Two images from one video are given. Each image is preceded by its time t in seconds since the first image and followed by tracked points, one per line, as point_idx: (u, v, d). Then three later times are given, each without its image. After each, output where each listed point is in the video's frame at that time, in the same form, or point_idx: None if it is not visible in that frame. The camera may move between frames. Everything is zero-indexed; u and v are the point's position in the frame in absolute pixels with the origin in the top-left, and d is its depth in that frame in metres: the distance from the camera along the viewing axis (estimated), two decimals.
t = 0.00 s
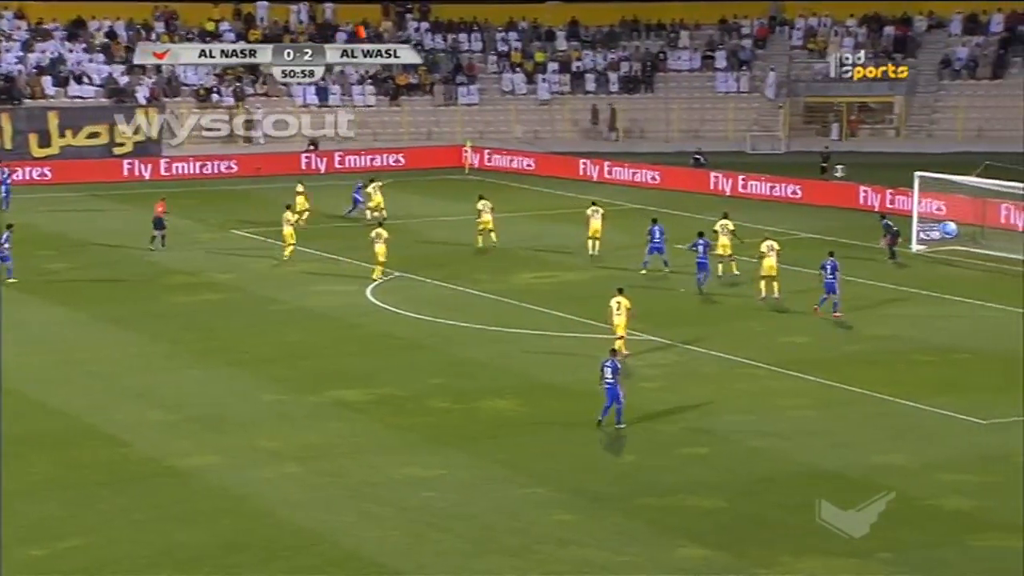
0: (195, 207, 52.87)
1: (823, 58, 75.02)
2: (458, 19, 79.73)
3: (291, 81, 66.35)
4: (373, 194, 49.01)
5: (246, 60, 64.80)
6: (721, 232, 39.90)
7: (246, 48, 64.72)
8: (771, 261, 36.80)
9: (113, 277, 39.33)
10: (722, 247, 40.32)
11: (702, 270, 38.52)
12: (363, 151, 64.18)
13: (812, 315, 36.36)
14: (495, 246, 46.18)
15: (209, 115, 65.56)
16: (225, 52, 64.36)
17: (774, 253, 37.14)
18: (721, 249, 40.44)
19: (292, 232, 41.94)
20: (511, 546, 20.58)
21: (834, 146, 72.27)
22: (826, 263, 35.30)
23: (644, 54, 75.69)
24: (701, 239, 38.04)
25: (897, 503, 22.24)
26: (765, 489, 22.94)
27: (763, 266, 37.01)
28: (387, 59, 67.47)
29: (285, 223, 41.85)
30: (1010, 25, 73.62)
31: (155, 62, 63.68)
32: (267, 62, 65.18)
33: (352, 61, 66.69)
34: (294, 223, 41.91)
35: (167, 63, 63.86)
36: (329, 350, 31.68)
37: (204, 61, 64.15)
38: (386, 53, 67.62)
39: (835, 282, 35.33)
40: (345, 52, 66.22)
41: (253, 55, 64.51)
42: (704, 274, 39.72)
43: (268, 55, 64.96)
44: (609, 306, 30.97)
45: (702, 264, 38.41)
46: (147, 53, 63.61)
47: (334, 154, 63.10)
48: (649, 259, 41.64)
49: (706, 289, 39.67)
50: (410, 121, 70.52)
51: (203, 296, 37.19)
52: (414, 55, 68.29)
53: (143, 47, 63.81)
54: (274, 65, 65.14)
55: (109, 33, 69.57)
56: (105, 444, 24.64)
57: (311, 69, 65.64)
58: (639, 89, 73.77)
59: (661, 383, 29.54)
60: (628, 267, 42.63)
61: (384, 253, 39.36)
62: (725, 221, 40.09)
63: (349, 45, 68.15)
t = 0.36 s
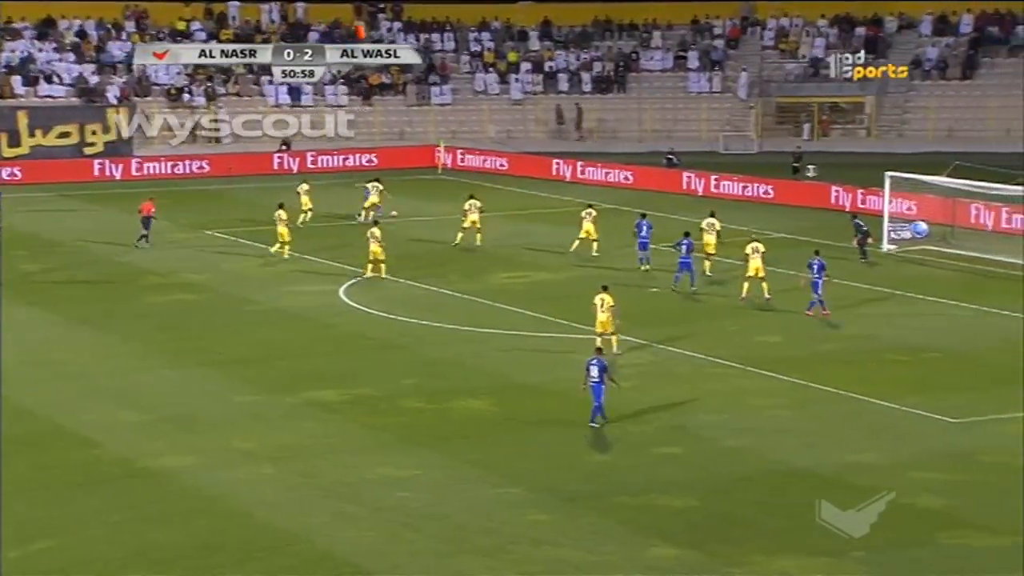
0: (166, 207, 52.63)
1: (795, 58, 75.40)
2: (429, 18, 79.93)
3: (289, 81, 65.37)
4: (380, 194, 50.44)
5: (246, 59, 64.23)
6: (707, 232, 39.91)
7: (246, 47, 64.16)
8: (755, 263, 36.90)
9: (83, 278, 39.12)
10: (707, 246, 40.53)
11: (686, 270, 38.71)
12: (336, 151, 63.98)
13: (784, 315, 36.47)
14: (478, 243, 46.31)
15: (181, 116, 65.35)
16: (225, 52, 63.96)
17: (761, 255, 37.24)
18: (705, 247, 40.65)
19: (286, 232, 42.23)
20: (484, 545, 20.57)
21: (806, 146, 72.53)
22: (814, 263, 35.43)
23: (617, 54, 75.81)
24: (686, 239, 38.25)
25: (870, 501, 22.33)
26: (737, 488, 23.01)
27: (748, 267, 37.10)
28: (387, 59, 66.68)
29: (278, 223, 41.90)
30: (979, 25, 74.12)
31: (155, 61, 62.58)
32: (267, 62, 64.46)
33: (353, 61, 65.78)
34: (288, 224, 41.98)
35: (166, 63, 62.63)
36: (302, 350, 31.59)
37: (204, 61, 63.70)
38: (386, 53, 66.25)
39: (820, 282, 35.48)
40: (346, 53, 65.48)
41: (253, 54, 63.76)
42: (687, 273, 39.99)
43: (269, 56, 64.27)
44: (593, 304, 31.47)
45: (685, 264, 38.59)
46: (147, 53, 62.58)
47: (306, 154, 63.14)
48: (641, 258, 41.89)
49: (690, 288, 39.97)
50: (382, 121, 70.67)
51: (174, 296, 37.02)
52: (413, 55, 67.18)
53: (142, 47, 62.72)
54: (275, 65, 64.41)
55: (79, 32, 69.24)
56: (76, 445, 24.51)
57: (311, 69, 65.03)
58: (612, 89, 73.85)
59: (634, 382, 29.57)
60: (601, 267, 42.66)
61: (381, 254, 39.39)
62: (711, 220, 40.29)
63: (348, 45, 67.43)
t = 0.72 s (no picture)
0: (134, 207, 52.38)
1: (765, 59, 75.42)
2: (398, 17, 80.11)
3: (291, 80, 68.28)
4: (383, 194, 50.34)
5: (245, 59, 66.59)
6: (689, 230, 40.72)
7: (246, 47, 66.53)
8: (739, 260, 37.43)
9: (50, 278, 38.89)
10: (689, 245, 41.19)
11: (668, 268, 39.22)
12: (306, 152, 64.20)
13: (754, 314, 36.62)
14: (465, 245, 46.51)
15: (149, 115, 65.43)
16: (225, 52, 66.20)
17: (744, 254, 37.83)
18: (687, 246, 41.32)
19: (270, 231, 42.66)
20: (455, 545, 20.57)
21: (775, 145, 72.84)
22: (796, 261, 35.80)
23: (587, 54, 75.96)
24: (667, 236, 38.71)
25: (840, 500, 22.45)
26: (707, 487, 23.09)
27: (731, 264, 37.67)
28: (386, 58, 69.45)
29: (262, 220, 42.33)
30: (946, 26, 74.70)
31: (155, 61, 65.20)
32: (267, 62, 66.97)
33: (352, 61, 68.71)
34: (273, 222, 42.33)
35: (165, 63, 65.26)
36: (272, 351, 31.50)
37: (205, 60, 66.00)
38: (385, 53, 69.53)
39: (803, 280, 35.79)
40: (344, 53, 68.23)
41: (253, 54, 66.36)
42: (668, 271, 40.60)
43: (268, 56, 66.89)
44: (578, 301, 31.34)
45: (667, 263, 39.10)
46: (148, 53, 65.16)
47: (276, 153, 63.13)
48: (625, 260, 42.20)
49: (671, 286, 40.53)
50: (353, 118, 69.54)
51: (142, 296, 36.84)
52: (414, 54, 70.86)
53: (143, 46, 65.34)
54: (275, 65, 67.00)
55: (46, 31, 69.07)
56: (44, 446, 24.36)
57: (311, 68, 67.51)
58: (582, 90, 74.11)
59: (605, 382, 29.62)
60: (572, 267, 42.73)
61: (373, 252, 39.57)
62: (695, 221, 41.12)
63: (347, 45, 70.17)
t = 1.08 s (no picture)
0: (98, 207, 52.00)
1: (732, 60, 75.75)
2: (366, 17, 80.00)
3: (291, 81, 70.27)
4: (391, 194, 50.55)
5: (245, 59, 69.03)
6: (677, 227, 41.18)
7: (246, 48, 68.88)
8: (719, 259, 37.56)
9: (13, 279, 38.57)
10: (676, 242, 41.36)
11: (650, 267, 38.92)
12: (272, 151, 63.90)
13: (720, 314, 36.74)
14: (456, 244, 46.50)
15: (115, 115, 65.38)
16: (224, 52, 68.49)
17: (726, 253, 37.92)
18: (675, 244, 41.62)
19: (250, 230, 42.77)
20: (423, 546, 20.53)
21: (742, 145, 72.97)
22: (781, 262, 35.93)
23: (555, 54, 75.87)
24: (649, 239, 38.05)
25: (806, 499, 22.55)
26: (674, 486, 23.14)
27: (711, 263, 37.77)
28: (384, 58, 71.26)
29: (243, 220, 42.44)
30: (911, 26, 74.99)
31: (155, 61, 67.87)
32: (267, 62, 69.31)
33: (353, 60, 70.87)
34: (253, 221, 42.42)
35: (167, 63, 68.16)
36: (239, 351, 31.35)
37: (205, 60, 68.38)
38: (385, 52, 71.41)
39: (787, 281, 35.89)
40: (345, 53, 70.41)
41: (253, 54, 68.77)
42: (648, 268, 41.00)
43: (268, 56, 69.22)
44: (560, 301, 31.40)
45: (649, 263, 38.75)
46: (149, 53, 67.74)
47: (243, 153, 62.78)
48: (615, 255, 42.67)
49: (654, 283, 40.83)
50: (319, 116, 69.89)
51: (107, 296, 36.63)
52: (414, 54, 72.16)
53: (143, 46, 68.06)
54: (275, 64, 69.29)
55: (10, 30, 68.69)
56: (8, 448, 24.16)
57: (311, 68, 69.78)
58: (550, 89, 73.96)
59: (572, 382, 29.64)
60: (540, 267, 42.74)
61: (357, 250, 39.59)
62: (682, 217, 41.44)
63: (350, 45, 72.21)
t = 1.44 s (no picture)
0: (68, 207, 51.71)
1: (702, 59, 75.87)
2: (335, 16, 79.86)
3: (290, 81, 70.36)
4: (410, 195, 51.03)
5: (246, 59, 68.58)
6: (664, 228, 42.09)
7: (246, 48, 68.50)
8: (715, 255, 38.09)
9: None
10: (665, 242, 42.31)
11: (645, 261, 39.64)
12: (243, 150, 63.75)
13: (692, 313, 36.85)
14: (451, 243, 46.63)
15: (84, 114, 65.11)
16: (225, 52, 68.02)
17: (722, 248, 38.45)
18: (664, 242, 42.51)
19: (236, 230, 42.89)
20: (395, 546, 20.51)
21: (713, 145, 73.22)
22: (772, 258, 36.10)
23: (526, 54, 75.79)
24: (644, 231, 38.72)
25: (778, 497, 22.64)
26: (647, 485, 23.20)
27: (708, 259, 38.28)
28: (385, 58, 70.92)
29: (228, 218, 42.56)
30: (880, 27, 75.22)
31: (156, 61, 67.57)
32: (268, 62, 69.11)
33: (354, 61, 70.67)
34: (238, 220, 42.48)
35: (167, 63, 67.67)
36: (210, 352, 31.24)
37: (205, 60, 67.69)
38: (386, 52, 71.16)
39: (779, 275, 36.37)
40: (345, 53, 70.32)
41: (253, 54, 68.44)
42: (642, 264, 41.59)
43: (269, 56, 68.96)
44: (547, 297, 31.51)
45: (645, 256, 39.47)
46: (148, 52, 67.49)
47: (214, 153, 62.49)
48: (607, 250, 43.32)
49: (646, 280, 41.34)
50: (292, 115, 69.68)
51: (77, 296, 36.47)
52: (413, 53, 72.07)
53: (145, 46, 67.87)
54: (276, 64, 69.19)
55: None
56: None
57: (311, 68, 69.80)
58: (521, 89, 74.00)
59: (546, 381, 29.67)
60: (513, 267, 42.77)
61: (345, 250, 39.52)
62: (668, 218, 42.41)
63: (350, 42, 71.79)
